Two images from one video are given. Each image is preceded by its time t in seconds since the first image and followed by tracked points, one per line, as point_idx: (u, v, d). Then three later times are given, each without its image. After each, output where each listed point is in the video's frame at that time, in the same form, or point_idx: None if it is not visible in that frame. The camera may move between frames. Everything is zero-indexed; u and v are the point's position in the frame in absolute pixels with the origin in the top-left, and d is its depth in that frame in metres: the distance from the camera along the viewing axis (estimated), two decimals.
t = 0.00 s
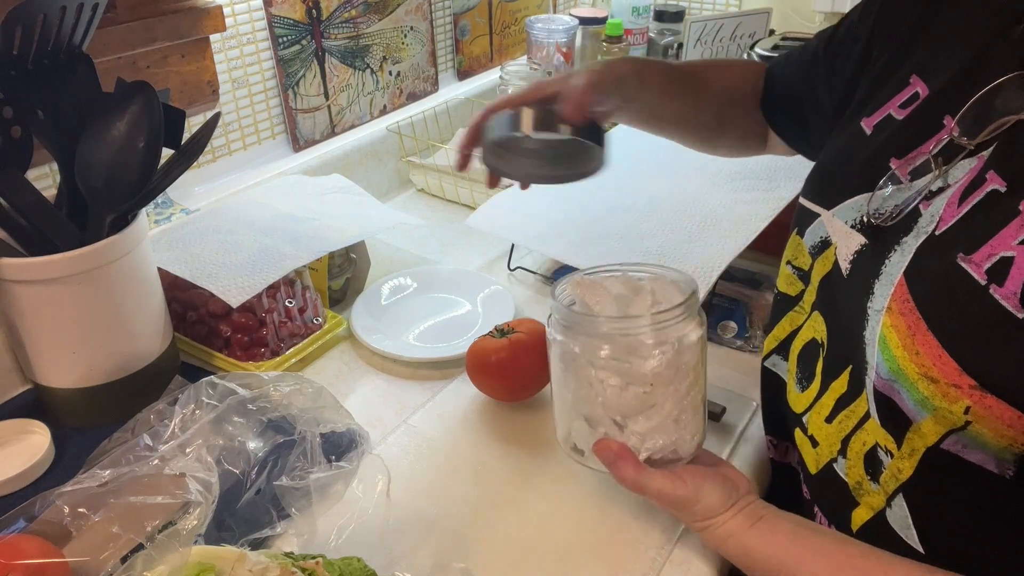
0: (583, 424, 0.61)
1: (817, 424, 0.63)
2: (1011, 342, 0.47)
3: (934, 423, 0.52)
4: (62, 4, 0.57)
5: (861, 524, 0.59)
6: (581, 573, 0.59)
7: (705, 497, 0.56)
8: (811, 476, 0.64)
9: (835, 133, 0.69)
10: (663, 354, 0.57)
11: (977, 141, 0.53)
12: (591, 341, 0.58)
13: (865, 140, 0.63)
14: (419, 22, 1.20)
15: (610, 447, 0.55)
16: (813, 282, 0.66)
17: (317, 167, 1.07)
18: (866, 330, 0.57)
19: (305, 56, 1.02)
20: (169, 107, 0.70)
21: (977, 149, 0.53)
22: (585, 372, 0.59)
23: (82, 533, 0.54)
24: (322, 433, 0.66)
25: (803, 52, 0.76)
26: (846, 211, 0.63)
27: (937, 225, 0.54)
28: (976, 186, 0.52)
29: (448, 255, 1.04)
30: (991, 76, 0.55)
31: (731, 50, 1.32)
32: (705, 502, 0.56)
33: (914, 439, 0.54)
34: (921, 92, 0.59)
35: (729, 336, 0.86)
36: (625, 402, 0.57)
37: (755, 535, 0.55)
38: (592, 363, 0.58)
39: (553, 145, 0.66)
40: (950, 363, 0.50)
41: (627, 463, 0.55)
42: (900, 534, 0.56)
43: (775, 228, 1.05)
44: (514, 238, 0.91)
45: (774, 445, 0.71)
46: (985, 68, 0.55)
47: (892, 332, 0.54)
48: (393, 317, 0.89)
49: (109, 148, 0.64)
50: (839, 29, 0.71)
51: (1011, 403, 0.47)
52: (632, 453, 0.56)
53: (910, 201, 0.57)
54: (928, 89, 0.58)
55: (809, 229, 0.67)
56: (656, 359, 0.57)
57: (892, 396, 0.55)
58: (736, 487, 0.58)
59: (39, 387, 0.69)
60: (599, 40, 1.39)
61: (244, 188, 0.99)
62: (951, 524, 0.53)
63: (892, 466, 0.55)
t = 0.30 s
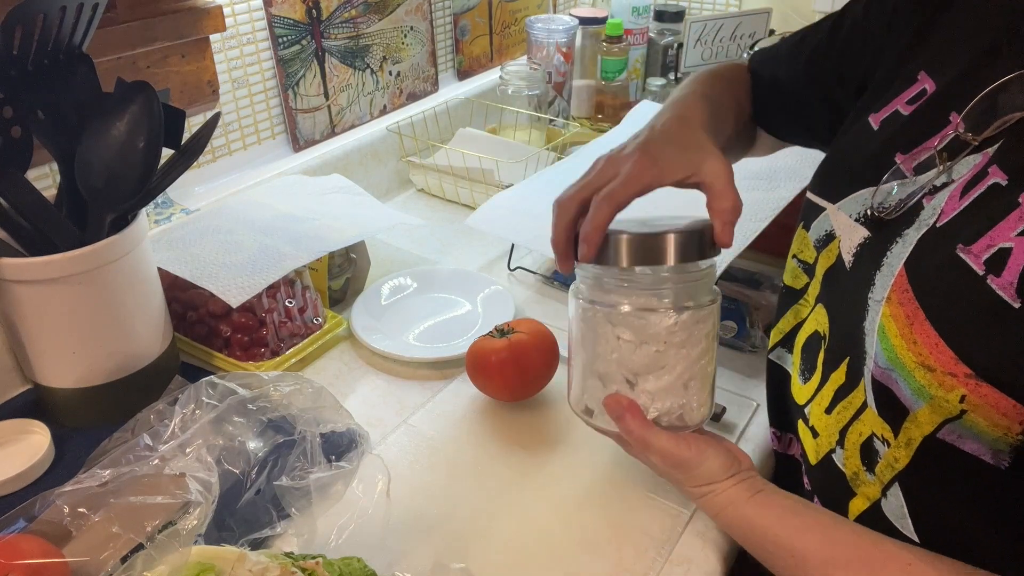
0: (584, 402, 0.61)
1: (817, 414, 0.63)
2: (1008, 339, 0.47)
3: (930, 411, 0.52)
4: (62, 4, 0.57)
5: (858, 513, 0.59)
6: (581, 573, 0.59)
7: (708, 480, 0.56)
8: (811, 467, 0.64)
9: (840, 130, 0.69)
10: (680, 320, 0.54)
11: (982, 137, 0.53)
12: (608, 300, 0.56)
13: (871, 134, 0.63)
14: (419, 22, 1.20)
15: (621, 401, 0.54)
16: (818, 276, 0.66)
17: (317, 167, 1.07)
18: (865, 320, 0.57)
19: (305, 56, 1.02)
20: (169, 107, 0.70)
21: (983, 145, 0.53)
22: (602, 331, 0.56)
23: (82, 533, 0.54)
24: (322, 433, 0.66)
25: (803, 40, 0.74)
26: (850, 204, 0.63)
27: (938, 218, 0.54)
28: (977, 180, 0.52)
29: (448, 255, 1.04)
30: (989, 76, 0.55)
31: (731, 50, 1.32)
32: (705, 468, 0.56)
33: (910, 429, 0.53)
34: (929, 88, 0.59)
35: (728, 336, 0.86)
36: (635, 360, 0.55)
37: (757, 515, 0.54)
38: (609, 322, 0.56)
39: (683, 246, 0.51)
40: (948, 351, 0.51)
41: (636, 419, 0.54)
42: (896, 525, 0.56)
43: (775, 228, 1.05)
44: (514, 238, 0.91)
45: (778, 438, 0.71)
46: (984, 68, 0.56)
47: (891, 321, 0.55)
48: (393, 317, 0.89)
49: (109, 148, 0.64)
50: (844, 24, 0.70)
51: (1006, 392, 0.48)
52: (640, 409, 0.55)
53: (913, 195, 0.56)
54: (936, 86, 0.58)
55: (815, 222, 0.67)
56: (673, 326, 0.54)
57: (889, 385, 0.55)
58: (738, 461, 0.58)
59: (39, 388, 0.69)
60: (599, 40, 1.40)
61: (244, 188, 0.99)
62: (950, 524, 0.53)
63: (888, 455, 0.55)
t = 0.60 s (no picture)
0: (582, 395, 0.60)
1: (824, 420, 0.63)
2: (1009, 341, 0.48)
3: (943, 420, 0.52)
4: (62, 4, 0.57)
5: (868, 521, 0.59)
6: (581, 573, 0.59)
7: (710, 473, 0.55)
8: (819, 474, 0.64)
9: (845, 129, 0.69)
10: (685, 307, 0.55)
11: (991, 142, 0.52)
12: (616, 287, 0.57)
13: (877, 137, 0.62)
14: (419, 22, 1.20)
15: (625, 385, 0.53)
16: (824, 280, 0.66)
17: (317, 167, 1.07)
18: (876, 327, 0.57)
19: (305, 56, 1.02)
20: (169, 107, 0.70)
21: (992, 149, 0.52)
22: (607, 316, 0.57)
23: (82, 533, 0.54)
24: (322, 433, 0.66)
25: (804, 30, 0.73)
26: (857, 208, 0.63)
27: (949, 224, 0.53)
28: (989, 184, 0.52)
29: (448, 255, 1.04)
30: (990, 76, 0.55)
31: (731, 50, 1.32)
32: (706, 458, 0.55)
33: (922, 437, 0.54)
34: (936, 91, 0.58)
35: (728, 336, 0.86)
36: (638, 345, 0.55)
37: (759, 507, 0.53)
38: (616, 308, 0.56)
39: (687, 261, 0.53)
40: (962, 360, 0.51)
41: (640, 403, 0.53)
42: (905, 534, 0.56)
43: (775, 228, 1.05)
44: (514, 238, 0.91)
45: (781, 441, 0.71)
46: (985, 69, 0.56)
47: (903, 329, 0.54)
48: (393, 317, 0.89)
49: (109, 148, 0.64)
50: (844, 14, 0.69)
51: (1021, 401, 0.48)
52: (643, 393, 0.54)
53: (922, 200, 0.56)
54: (943, 89, 0.58)
55: (820, 227, 0.68)
56: (678, 312, 0.55)
57: (901, 393, 0.55)
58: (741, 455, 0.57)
59: (39, 388, 0.69)
60: (599, 40, 1.40)
61: (244, 188, 0.99)
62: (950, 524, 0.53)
63: (899, 463, 0.55)
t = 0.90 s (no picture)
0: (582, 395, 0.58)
1: (829, 425, 0.63)
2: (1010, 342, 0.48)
3: (945, 429, 0.52)
4: (62, 4, 0.57)
5: (870, 527, 0.59)
6: (581, 573, 0.59)
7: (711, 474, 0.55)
8: (822, 478, 0.64)
9: (851, 130, 0.69)
10: (686, 302, 0.56)
11: (995, 147, 0.53)
12: (621, 281, 0.58)
13: (882, 140, 0.63)
14: (419, 22, 1.20)
15: (626, 373, 0.53)
16: (827, 284, 0.67)
17: (317, 167, 1.07)
18: (878, 334, 0.57)
19: (305, 56, 1.02)
20: (169, 107, 0.70)
21: (996, 155, 0.53)
22: (609, 311, 0.57)
23: (82, 533, 0.54)
24: (322, 433, 0.66)
25: (808, 23, 0.73)
26: (861, 214, 0.64)
27: (952, 231, 0.53)
28: (994, 192, 0.51)
29: (448, 255, 1.04)
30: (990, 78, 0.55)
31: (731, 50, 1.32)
32: (710, 452, 0.54)
33: (923, 445, 0.53)
34: (942, 94, 0.58)
35: (728, 336, 0.86)
36: (641, 336, 0.56)
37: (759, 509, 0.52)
38: (620, 301, 0.57)
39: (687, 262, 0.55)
40: (963, 370, 0.50)
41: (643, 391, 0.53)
42: (906, 541, 0.56)
43: (776, 228, 1.05)
44: (514, 238, 0.91)
45: (784, 443, 0.71)
46: (985, 70, 0.56)
47: (904, 337, 0.54)
48: (393, 317, 0.89)
49: (109, 148, 0.64)
50: (848, 12, 0.69)
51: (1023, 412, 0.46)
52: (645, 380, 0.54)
53: (927, 206, 0.56)
54: (949, 92, 0.58)
55: (823, 230, 0.68)
56: (681, 307, 0.56)
57: (903, 402, 0.54)
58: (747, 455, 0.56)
59: (39, 388, 0.69)
60: (599, 40, 1.40)
61: (244, 188, 0.99)
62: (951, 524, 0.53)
63: (900, 471, 0.55)
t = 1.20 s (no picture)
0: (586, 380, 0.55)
1: (830, 433, 0.63)
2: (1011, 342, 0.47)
3: (944, 441, 0.51)
4: (62, 4, 0.57)
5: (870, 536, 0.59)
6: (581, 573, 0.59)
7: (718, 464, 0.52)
8: (823, 486, 0.64)
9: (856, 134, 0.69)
10: (695, 289, 0.54)
11: (1001, 154, 0.52)
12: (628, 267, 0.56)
13: (887, 144, 0.62)
14: (419, 22, 1.20)
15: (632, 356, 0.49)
16: (829, 290, 0.66)
17: (317, 167, 1.07)
18: (879, 344, 0.57)
19: (305, 56, 1.02)
20: (169, 107, 0.70)
21: (1001, 162, 0.53)
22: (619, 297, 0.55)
23: (82, 533, 0.54)
24: (322, 433, 0.66)
25: (819, 24, 0.73)
26: (863, 220, 0.63)
27: (956, 240, 0.53)
28: (998, 202, 0.50)
29: (448, 255, 1.04)
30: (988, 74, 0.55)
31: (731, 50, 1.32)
32: (719, 439, 0.51)
33: (922, 457, 0.53)
34: (948, 98, 0.58)
35: (729, 336, 0.86)
36: (650, 321, 0.53)
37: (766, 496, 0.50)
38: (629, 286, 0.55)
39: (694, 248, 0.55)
40: (963, 384, 0.50)
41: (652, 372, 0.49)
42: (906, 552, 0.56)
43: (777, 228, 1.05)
44: (514, 238, 0.91)
45: (785, 449, 0.72)
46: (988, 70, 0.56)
47: (904, 348, 0.54)
48: (393, 318, 0.89)
49: (108, 148, 0.64)
50: (857, 13, 0.69)
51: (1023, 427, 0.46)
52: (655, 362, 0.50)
53: (930, 213, 0.56)
54: (955, 96, 0.57)
55: (827, 235, 0.68)
56: (690, 293, 0.54)
57: (902, 413, 0.54)
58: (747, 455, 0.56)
59: (39, 387, 0.69)
60: (599, 40, 1.40)
61: (244, 188, 0.99)
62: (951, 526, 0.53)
63: (899, 482, 0.55)
